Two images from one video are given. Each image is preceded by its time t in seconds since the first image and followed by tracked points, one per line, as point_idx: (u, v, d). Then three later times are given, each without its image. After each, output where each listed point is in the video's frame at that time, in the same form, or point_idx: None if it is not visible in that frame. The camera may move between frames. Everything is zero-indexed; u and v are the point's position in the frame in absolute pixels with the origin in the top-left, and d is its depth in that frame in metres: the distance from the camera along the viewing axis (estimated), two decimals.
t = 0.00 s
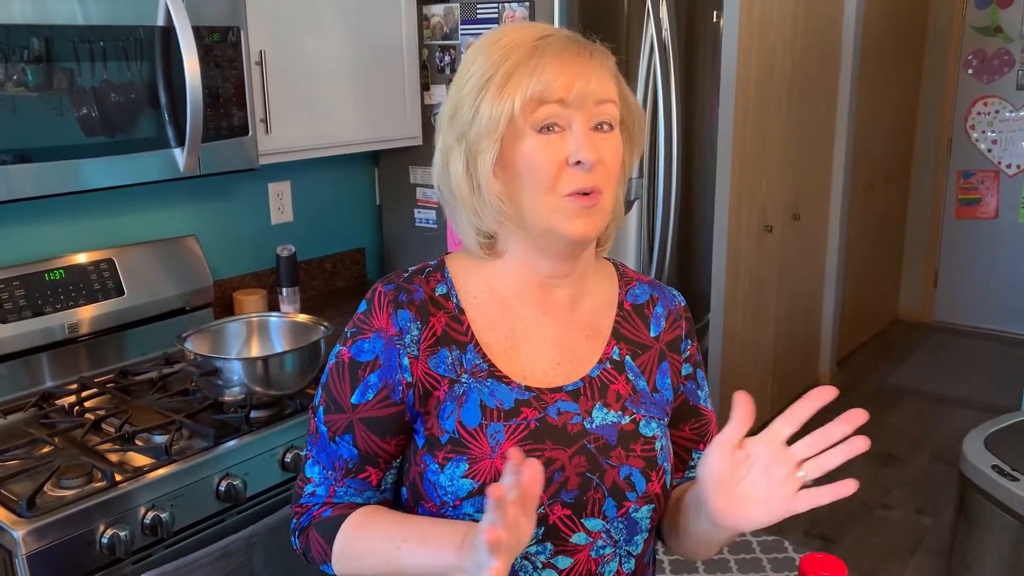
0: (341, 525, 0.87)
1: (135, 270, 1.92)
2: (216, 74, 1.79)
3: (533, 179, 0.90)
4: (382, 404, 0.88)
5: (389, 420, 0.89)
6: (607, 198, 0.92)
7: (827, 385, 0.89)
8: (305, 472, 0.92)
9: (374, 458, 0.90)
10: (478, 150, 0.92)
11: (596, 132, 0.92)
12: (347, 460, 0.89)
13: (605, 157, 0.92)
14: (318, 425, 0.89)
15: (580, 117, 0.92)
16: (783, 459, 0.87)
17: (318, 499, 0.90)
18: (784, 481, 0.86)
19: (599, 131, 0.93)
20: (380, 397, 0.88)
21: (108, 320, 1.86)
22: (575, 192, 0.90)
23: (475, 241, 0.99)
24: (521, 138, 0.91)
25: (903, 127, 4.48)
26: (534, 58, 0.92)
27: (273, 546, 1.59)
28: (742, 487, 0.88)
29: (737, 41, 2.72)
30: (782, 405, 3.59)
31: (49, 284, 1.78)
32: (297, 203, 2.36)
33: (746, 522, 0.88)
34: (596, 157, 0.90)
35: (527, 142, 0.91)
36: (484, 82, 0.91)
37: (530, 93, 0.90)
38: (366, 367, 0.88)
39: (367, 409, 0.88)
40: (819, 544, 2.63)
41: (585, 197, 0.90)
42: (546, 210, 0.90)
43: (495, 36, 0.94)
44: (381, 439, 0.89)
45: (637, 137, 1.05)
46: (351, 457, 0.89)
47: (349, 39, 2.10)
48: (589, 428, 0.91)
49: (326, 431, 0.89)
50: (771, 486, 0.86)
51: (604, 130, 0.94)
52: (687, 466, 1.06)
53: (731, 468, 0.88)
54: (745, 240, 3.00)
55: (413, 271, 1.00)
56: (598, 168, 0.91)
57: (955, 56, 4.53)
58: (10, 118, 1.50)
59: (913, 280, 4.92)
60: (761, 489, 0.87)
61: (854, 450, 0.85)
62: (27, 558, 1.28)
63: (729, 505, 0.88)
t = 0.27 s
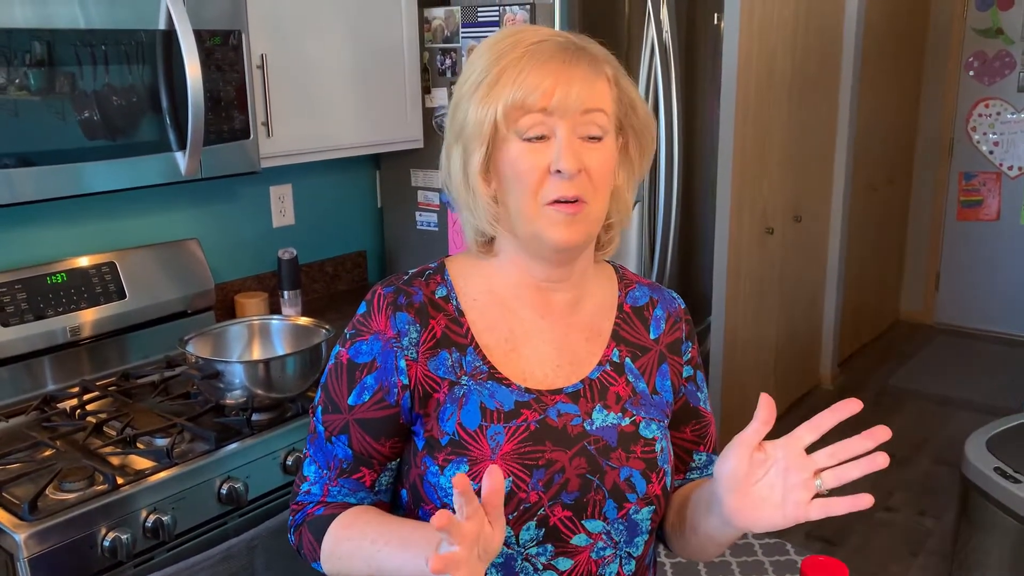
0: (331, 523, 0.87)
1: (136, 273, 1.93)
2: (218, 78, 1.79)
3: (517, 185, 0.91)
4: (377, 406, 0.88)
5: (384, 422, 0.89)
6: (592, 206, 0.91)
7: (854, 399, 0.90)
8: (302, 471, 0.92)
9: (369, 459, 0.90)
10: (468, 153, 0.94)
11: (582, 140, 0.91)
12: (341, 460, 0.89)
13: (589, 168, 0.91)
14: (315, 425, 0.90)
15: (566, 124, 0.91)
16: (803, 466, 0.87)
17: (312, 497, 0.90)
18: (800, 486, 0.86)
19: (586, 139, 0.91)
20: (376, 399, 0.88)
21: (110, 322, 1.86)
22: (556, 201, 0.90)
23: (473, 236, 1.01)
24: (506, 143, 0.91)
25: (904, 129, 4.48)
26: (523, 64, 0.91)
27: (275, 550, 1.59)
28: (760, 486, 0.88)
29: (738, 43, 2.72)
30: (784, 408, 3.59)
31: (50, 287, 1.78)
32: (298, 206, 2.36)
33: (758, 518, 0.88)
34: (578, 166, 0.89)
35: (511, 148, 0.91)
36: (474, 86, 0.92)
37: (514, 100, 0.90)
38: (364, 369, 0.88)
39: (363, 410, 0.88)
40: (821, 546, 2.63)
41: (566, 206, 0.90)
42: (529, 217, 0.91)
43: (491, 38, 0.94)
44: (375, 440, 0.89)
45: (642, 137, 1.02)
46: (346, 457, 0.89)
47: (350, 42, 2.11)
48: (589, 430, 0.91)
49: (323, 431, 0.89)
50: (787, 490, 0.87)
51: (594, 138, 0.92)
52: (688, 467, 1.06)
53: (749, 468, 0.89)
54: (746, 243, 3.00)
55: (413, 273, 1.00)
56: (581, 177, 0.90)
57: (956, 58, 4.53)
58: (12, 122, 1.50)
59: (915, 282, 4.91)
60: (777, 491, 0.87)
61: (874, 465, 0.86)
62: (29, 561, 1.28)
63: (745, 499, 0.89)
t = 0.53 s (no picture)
0: (337, 524, 0.87)
1: (140, 275, 1.93)
2: (221, 79, 1.80)
3: (527, 184, 0.91)
4: (381, 407, 0.88)
5: (388, 422, 0.89)
6: (603, 206, 0.91)
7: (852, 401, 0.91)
8: (307, 472, 0.92)
9: (373, 459, 0.90)
10: (477, 152, 0.93)
11: (594, 140, 0.91)
12: (346, 461, 0.89)
13: (601, 167, 0.91)
14: (319, 425, 0.90)
15: (578, 124, 0.91)
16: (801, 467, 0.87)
17: (317, 498, 0.90)
18: (797, 489, 0.86)
19: (598, 139, 0.92)
20: (380, 399, 0.88)
21: (113, 324, 1.86)
22: (568, 200, 0.89)
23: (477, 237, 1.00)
24: (517, 142, 0.91)
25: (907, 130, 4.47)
26: (537, 63, 0.91)
27: (279, 551, 1.59)
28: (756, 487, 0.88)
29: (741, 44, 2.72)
30: (787, 409, 3.59)
31: (54, 289, 1.78)
32: (302, 207, 2.36)
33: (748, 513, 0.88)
34: (591, 166, 0.90)
35: (522, 147, 0.91)
36: (486, 83, 0.92)
37: (529, 98, 0.90)
38: (367, 370, 0.88)
39: (367, 411, 0.88)
40: (825, 548, 2.62)
41: (579, 205, 0.90)
42: (539, 216, 0.91)
43: (503, 37, 0.93)
44: (379, 440, 0.89)
45: (643, 140, 1.03)
46: (350, 458, 0.89)
47: (354, 43, 2.11)
48: (591, 430, 0.91)
49: (328, 431, 0.89)
50: (783, 491, 0.86)
51: (605, 138, 0.93)
52: (692, 468, 1.06)
53: (745, 469, 0.88)
54: (750, 244, 2.99)
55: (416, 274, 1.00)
56: (593, 177, 0.90)
57: (959, 58, 4.53)
58: (16, 124, 1.51)
59: (918, 283, 4.91)
60: (773, 491, 0.87)
61: (870, 467, 0.85)
62: (34, 563, 1.28)
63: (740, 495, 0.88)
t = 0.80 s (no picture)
0: (348, 530, 0.86)
1: (141, 276, 1.93)
2: (222, 81, 1.80)
3: (541, 182, 0.90)
4: (387, 408, 0.88)
5: (393, 424, 0.89)
6: (614, 207, 0.91)
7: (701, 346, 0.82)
8: (309, 480, 0.91)
9: (380, 461, 0.90)
10: (489, 150, 0.91)
11: (609, 141, 0.92)
12: (353, 465, 0.89)
13: (617, 168, 0.91)
14: (322, 431, 0.89)
15: (595, 125, 0.91)
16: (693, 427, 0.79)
17: (324, 505, 0.90)
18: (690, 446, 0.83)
19: (612, 140, 0.92)
20: (384, 401, 0.88)
21: (114, 325, 1.87)
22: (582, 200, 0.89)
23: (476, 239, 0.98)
24: (535, 140, 0.90)
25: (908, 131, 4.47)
26: (561, 63, 0.91)
27: (279, 552, 1.59)
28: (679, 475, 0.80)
29: (741, 45, 2.72)
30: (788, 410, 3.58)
31: (55, 290, 1.78)
32: (302, 209, 2.36)
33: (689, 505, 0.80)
34: (608, 166, 0.90)
35: (539, 145, 0.90)
36: (506, 77, 0.90)
37: (552, 96, 0.89)
38: (369, 371, 0.88)
39: (372, 413, 0.88)
40: (826, 549, 2.62)
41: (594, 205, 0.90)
42: (551, 215, 0.90)
43: (522, 33, 0.93)
44: (386, 442, 0.89)
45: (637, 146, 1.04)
46: (357, 461, 0.89)
47: (355, 45, 2.11)
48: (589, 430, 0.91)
49: (331, 437, 0.89)
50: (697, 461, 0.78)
51: (617, 139, 0.93)
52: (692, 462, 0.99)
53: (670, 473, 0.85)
54: (750, 245, 2.99)
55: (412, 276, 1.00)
56: (609, 178, 0.90)
57: (961, 59, 4.53)
58: (17, 125, 1.51)
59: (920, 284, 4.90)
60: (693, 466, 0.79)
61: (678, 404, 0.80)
62: (34, 564, 1.28)
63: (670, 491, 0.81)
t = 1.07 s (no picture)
0: (349, 531, 0.86)
1: (141, 276, 1.93)
2: (222, 81, 1.80)
3: (514, 178, 0.90)
4: (386, 408, 0.88)
5: (392, 424, 0.89)
6: (592, 195, 0.90)
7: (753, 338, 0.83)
8: (308, 480, 0.91)
9: (380, 461, 0.90)
10: (464, 152, 0.93)
11: (582, 132, 0.91)
12: (352, 466, 0.89)
13: (589, 158, 0.90)
14: (320, 432, 0.89)
15: (564, 117, 0.91)
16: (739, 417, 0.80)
17: (323, 506, 0.89)
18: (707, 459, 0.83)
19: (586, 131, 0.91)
20: (383, 401, 0.88)
21: (114, 326, 1.87)
22: (553, 190, 0.89)
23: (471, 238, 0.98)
24: (504, 138, 0.91)
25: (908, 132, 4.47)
26: (523, 62, 0.92)
27: (279, 552, 1.59)
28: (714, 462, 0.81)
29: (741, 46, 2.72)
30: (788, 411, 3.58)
31: (55, 290, 1.78)
32: (302, 209, 2.36)
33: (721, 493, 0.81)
34: (577, 156, 0.89)
35: (509, 143, 0.91)
36: (472, 83, 0.93)
37: (514, 94, 0.91)
38: (368, 371, 0.88)
39: (371, 413, 0.88)
40: (826, 550, 2.62)
41: (566, 196, 0.89)
42: (526, 208, 0.90)
43: (491, 41, 0.95)
44: (386, 442, 0.89)
45: (636, 143, 1.02)
46: (356, 462, 0.89)
47: (355, 45, 2.11)
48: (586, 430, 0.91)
49: (330, 438, 0.89)
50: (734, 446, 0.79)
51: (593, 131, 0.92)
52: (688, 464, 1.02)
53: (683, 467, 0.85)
54: (750, 246, 2.99)
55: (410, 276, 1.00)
56: (581, 168, 0.89)
57: (961, 60, 4.53)
58: (17, 126, 1.51)
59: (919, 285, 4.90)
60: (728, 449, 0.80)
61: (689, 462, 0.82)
62: (33, 564, 1.28)
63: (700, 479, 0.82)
